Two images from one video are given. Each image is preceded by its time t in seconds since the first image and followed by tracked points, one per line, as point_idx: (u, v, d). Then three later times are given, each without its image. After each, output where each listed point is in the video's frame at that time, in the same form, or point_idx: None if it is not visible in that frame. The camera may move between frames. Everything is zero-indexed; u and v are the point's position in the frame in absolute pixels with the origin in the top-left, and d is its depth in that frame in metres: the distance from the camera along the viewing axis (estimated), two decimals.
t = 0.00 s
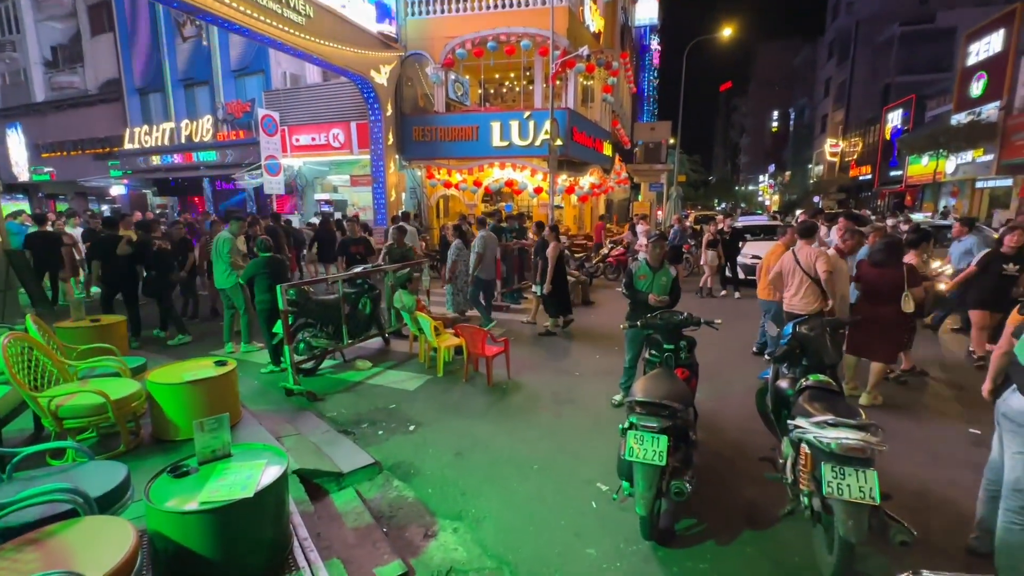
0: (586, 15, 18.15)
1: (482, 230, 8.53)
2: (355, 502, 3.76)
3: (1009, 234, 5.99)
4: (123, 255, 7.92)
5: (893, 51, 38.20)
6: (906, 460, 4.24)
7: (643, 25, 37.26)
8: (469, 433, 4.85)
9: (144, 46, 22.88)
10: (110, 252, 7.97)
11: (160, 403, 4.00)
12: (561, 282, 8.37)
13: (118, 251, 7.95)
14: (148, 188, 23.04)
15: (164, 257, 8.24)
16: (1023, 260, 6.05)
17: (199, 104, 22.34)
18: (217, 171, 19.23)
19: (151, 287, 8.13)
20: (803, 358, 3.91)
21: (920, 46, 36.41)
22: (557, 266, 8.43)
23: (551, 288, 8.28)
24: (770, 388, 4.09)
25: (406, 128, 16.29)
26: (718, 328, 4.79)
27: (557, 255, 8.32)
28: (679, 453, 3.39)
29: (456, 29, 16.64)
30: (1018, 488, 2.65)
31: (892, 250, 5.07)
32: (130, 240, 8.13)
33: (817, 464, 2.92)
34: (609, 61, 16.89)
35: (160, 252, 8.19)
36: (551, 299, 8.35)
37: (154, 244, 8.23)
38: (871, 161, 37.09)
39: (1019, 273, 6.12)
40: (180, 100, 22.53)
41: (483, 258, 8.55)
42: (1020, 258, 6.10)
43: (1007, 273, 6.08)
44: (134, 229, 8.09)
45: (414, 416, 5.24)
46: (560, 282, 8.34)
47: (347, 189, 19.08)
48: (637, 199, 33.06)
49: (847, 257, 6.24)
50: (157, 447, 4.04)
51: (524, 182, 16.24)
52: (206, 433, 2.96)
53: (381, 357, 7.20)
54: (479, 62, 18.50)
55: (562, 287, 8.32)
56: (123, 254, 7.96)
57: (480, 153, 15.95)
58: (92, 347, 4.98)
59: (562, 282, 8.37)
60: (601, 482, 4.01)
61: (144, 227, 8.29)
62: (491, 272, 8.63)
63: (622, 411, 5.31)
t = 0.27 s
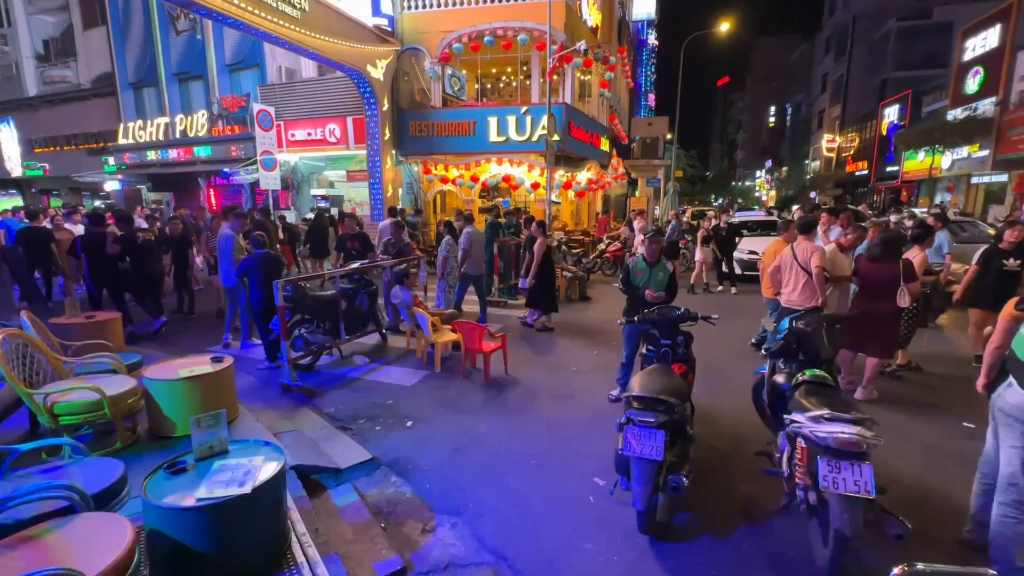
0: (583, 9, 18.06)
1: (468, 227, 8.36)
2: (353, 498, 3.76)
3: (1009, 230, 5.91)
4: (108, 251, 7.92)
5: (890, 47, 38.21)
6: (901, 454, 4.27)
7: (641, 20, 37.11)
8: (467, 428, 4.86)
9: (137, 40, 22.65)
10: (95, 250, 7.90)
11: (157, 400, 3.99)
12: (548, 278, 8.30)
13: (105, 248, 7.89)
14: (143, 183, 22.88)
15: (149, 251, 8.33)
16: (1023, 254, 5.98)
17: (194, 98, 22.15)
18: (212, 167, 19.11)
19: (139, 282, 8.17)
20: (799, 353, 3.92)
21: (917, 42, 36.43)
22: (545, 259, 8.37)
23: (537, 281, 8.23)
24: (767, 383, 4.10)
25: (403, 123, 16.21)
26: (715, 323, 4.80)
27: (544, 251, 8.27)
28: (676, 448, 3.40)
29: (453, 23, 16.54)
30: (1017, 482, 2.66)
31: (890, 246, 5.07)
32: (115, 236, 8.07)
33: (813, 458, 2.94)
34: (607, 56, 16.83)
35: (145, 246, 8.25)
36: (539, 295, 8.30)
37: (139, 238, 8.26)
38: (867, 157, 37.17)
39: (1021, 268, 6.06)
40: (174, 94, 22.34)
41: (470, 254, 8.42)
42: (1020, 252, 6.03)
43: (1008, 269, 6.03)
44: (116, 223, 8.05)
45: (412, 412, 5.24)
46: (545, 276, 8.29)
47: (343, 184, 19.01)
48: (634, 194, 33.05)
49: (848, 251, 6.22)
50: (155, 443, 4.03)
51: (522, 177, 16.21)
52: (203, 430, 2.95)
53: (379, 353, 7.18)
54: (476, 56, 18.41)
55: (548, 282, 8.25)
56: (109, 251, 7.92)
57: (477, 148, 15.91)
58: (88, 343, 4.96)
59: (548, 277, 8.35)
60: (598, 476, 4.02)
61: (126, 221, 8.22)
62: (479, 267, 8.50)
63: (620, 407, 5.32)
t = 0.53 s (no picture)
0: (580, 6, 18.02)
1: (450, 225, 8.67)
2: (352, 495, 3.76)
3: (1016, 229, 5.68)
4: (91, 249, 7.91)
5: (887, 44, 38.26)
6: (898, 450, 4.29)
7: (638, 17, 37.08)
8: (465, 425, 4.86)
9: (132, 36, 22.50)
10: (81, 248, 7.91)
11: (153, 398, 3.97)
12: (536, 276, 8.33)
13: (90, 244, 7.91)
14: (139, 180, 22.76)
15: (133, 247, 8.31)
16: None
17: (190, 95, 22.03)
18: (208, 164, 19.03)
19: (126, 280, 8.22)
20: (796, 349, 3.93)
21: (914, 39, 36.48)
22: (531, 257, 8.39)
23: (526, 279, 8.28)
24: (764, 379, 4.12)
25: (400, 120, 16.17)
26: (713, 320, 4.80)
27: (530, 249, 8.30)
28: (674, 445, 3.41)
29: (450, 20, 16.49)
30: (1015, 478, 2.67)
31: (886, 243, 5.12)
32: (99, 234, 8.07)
33: (810, 454, 2.95)
34: (604, 53, 16.79)
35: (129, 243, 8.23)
36: (524, 296, 8.36)
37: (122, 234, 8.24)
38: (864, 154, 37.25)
39: None
40: (170, 91, 22.21)
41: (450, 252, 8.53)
42: None
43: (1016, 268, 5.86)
44: (101, 221, 8.05)
45: (411, 409, 5.24)
46: (535, 275, 8.33)
47: (340, 181, 18.95)
48: (631, 192, 33.05)
49: (848, 247, 6.20)
50: (151, 441, 4.02)
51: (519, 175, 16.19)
52: (200, 428, 2.95)
53: (377, 351, 7.17)
54: (473, 53, 18.37)
55: (536, 280, 8.31)
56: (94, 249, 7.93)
57: (475, 145, 15.87)
58: (83, 341, 4.93)
59: (536, 275, 8.38)
60: (596, 473, 4.03)
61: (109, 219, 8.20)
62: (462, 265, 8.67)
63: (618, 403, 5.33)
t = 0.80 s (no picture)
0: (577, 4, 18.01)
1: (435, 221, 8.75)
2: (350, 495, 3.74)
3: None
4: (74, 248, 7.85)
5: (883, 42, 38.36)
6: (895, 447, 4.30)
7: (636, 16, 37.06)
8: (462, 424, 4.86)
9: (126, 33, 22.36)
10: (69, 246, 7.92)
11: (149, 397, 3.96)
12: (523, 272, 8.52)
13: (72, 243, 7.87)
14: (134, 179, 22.65)
15: (115, 244, 8.18)
16: None
17: (185, 93, 21.91)
18: (203, 162, 18.95)
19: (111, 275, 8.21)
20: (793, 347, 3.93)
21: (910, 37, 36.60)
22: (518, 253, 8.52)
23: (515, 272, 8.45)
24: (761, 377, 4.12)
25: (397, 118, 16.12)
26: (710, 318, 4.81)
27: (518, 245, 8.41)
28: (671, 443, 3.41)
29: (446, 18, 16.47)
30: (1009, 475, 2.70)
31: (883, 241, 5.10)
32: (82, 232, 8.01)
33: (807, 452, 2.95)
34: (601, 51, 16.79)
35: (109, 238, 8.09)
36: (508, 290, 8.53)
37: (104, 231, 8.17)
38: (861, 152, 37.36)
39: None
40: (165, 89, 22.08)
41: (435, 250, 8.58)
42: None
43: None
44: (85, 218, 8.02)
45: (408, 408, 5.22)
46: (523, 270, 8.52)
47: (337, 180, 18.90)
48: (628, 190, 33.06)
49: (848, 246, 6.18)
50: (147, 440, 4.00)
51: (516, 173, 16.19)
52: (197, 427, 2.93)
53: (374, 350, 7.15)
54: (470, 51, 18.34)
55: (523, 278, 8.47)
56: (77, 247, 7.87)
57: (472, 143, 15.84)
58: (78, 341, 4.91)
59: (524, 271, 8.53)
60: (594, 471, 4.03)
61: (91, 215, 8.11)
62: (449, 262, 8.69)
63: (615, 401, 5.34)
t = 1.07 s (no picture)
0: (573, 4, 18.02)
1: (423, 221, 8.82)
2: (345, 496, 3.73)
3: None
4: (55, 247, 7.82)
5: (876, 43, 38.61)
6: (888, 445, 4.33)
7: (631, 16, 37.10)
8: (458, 424, 4.85)
9: (119, 32, 22.20)
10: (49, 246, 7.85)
11: (143, 399, 3.93)
12: (508, 270, 8.43)
13: (52, 242, 7.83)
14: (126, 179, 22.48)
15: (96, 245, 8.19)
16: None
17: (178, 92, 21.76)
18: (197, 162, 18.84)
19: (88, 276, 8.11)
20: (787, 346, 3.95)
21: (903, 39, 36.87)
22: (504, 252, 8.41)
23: (500, 272, 8.36)
24: (756, 376, 4.14)
25: (392, 118, 16.08)
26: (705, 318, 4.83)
27: (503, 244, 8.27)
28: (667, 442, 3.42)
29: (442, 18, 16.44)
30: (1000, 472, 2.73)
31: (876, 241, 5.15)
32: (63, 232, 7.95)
33: (802, 450, 2.97)
34: (596, 51, 16.80)
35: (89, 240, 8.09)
36: (494, 289, 8.46)
37: (84, 231, 8.11)
38: (854, 153, 37.60)
39: None
40: (158, 88, 21.92)
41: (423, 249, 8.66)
42: None
43: None
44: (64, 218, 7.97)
45: (403, 409, 5.21)
46: (507, 269, 8.44)
47: (332, 180, 18.83)
48: (623, 190, 33.15)
49: (843, 246, 6.22)
50: (142, 442, 3.98)
51: (512, 173, 16.19)
52: (191, 429, 2.92)
53: (369, 350, 7.14)
54: (465, 51, 18.31)
55: (509, 276, 8.41)
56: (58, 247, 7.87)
57: (467, 143, 15.82)
58: (71, 342, 4.86)
59: (509, 270, 8.45)
60: (589, 471, 4.04)
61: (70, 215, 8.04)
62: (438, 261, 8.74)
63: (611, 401, 5.35)
